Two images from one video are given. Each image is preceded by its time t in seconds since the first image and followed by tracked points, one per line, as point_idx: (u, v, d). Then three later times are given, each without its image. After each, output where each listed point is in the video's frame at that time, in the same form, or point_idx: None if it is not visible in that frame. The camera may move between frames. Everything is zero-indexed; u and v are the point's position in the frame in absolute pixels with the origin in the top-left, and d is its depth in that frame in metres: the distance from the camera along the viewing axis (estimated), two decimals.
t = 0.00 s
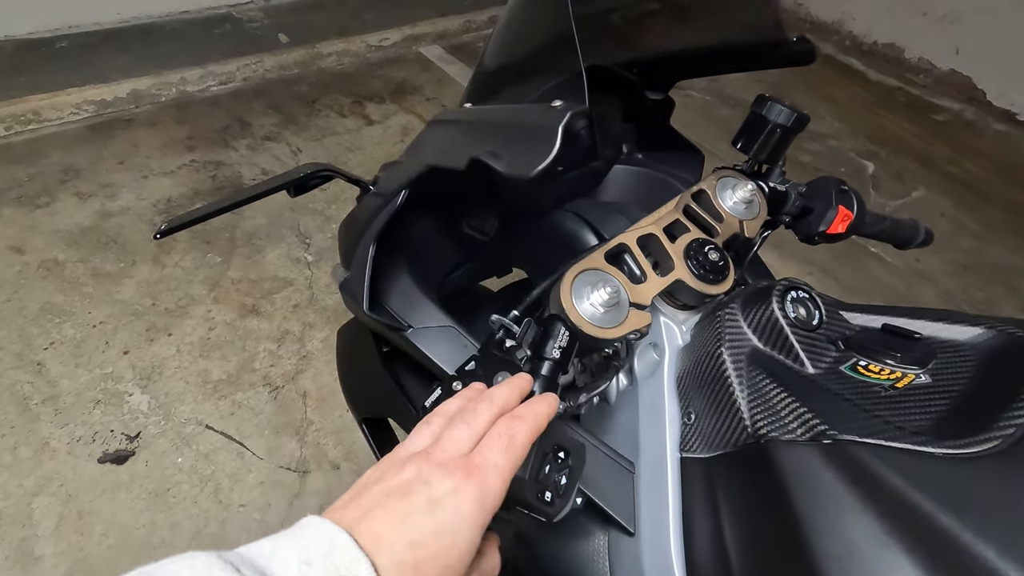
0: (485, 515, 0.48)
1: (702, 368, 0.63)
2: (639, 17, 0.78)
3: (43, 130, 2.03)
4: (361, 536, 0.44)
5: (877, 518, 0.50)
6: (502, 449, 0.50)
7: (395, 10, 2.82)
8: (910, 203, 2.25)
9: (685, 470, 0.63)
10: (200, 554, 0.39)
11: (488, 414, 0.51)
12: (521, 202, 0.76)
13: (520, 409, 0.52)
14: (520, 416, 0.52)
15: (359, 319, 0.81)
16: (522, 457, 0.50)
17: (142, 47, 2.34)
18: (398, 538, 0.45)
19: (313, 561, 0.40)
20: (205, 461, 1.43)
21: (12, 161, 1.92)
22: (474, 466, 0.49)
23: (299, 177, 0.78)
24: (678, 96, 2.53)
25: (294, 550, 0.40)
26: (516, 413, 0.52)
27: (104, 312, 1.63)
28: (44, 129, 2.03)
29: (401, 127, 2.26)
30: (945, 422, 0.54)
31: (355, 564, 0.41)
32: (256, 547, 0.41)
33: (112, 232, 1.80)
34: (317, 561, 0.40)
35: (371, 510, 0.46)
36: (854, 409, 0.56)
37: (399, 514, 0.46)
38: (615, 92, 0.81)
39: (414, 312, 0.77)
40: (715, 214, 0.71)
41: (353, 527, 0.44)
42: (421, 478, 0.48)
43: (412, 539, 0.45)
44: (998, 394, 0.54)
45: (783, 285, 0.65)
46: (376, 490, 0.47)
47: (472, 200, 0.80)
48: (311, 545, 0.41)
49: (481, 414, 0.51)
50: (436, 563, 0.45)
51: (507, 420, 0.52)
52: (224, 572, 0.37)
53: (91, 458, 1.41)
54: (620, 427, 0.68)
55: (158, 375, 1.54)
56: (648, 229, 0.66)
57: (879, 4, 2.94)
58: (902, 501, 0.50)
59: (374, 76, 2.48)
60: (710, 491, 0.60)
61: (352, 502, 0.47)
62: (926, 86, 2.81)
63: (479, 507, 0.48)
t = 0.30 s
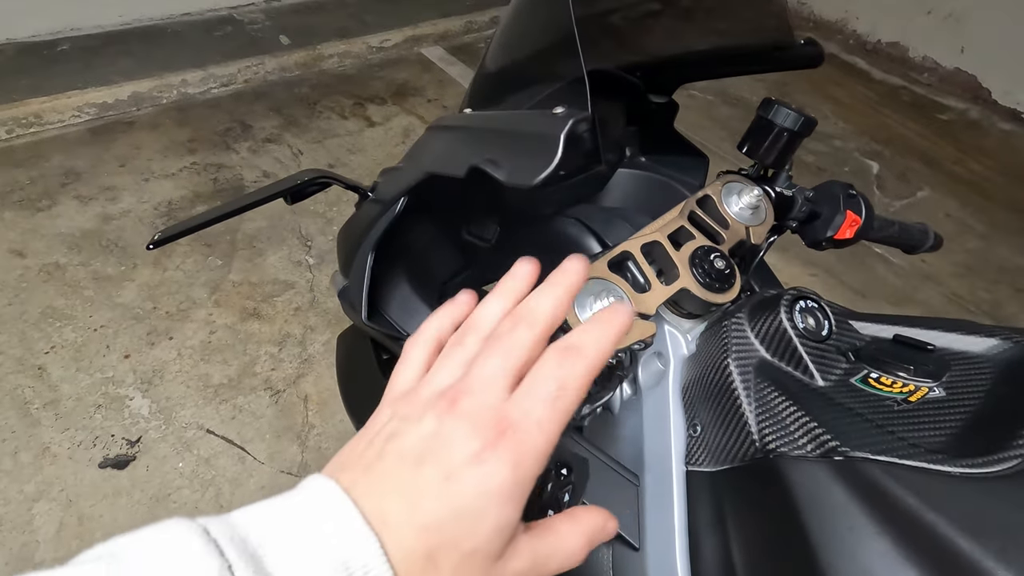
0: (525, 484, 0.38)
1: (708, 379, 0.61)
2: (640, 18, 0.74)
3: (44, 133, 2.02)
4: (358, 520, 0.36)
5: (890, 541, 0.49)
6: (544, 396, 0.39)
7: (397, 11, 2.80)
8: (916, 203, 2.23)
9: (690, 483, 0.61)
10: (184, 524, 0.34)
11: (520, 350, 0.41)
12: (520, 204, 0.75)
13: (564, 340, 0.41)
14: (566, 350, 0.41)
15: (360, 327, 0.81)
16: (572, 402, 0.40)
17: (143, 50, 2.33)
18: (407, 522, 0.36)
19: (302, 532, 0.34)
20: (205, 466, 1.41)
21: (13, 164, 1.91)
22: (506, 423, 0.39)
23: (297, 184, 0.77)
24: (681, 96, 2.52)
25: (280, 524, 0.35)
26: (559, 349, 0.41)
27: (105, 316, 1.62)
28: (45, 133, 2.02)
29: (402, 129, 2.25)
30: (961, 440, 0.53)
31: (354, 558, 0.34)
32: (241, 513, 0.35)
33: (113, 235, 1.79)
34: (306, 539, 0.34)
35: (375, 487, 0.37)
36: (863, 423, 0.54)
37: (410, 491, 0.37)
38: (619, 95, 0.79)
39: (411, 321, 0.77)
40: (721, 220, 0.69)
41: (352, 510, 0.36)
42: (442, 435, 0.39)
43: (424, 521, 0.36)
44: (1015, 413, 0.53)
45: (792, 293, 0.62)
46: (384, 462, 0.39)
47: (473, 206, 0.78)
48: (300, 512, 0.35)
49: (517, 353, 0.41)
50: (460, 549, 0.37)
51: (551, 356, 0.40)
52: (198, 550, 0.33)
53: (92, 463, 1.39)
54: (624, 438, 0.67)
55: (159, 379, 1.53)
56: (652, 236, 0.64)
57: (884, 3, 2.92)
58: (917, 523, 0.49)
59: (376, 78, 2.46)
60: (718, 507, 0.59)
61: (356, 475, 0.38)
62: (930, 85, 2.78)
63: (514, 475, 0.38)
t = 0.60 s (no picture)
0: (479, 418, 0.46)
1: (712, 379, 0.61)
2: (642, 18, 0.74)
3: (47, 132, 2.02)
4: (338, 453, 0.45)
5: (896, 543, 0.48)
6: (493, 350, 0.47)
7: (399, 11, 2.80)
8: (919, 203, 2.22)
9: (694, 485, 0.61)
10: (182, 491, 0.41)
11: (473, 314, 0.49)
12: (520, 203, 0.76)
13: (506, 303, 0.49)
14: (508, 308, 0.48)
15: (361, 328, 0.80)
16: (505, 343, 0.48)
17: (145, 50, 2.33)
18: (380, 448, 0.45)
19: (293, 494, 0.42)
20: (207, 465, 1.41)
21: (16, 164, 1.92)
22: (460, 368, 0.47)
23: (298, 183, 0.77)
24: (684, 96, 2.51)
25: (276, 486, 0.42)
26: (501, 308, 0.49)
27: (107, 316, 1.62)
28: (47, 132, 2.02)
29: (404, 129, 2.24)
30: (968, 439, 0.52)
31: (336, 488, 0.43)
32: (235, 483, 0.43)
33: (116, 235, 1.79)
34: (300, 492, 0.42)
35: (361, 424, 0.47)
36: (868, 423, 0.54)
37: (383, 426, 0.46)
38: (621, 96, 0.78)
39: (415, 320, 0.76)
40: (725, 219, 0.69)
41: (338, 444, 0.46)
42: (408, 394, 0.48)
43: (393, 447, 0.45)
44: None
45: (796, 293, 0.62)
46: (370, 409, 0.49)
47: (475, 204, 0.78)
48: (289, 479, 0.43)
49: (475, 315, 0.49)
50: (423, 471, 0.45)
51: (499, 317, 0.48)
52: (203, 510, 0.40)
53: (94, 462, 1.39)
54: (627, 439, 0.66)
55: (161, 378, 1.53)
56: (656, 235, 0.64)
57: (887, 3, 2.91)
58: (925, 525, 0.48)
59: (378, 78, 2.46)
60: (721, 508, 0.59)
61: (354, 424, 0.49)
62: (934, 85, 2.78)
63: (466, 409, 0.46)
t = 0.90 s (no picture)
0: (468, 464, 0.47)
1: (705, 380, 0.61)
2: (642, 17, 0.75)
3: (47, 132, 2.02)
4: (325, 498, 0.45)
5: (886, 544, 0.48)
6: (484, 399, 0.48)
7: (400, 11, 2.80)
8: (919, 203, 2.22)
9: (687, 487, 0.61)
10: (173, 528, 0.40)
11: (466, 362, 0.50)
12: (516, 207, 0.75)
13: (496, 352, 0.50)
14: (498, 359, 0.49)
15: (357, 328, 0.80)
16: (499, 392, 0.49)
17: (146, 50, 2.33)
18: (370, 491, 0.45)
19: (282, 532, 0.41)
20: (206, 465, 1.41)
21: (17, 164, 1.92)
22: (452, 414, 0.48)
23: (293, 183, 0.77)
24: (683, 96, 2.51)
25: (267, 525, 0.41)
26: (492, 358, 0.49)
27: (107, 315, 1.62)
28: (48, 132, 2.02)
29: (404, 129, 2.24)
30: (959, 441, 0.52)
31: (326, 530, 0.42)
32: (225, 523, 0.42)
33: (115, 234, 1.79)
34: (291, 530, 0.41)
35: (349, 466, 0.47)
36: (860, 425, 0.54)
37: (372, 467, 0.47)
38: (615, 94, 0.78)
39: (410, 321, 0.75)
40: (720, 220, 0.69)
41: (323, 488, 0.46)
42: (400, 435, 0.48)
43: (383, 490, 0.45)
44: (1015, 415, 0.52)
45: (790, 293, 0.62)
46: (359, 448, 0.49)
47: (470, 206, 0.79)
48: (280, 519, 0.42)
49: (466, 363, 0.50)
50: (414, 515, 0.45)
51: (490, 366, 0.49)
52: (193, 548, 0.38)
53: (93, 462, 1.40)
54: (621, 440, 0.65)
55: (160, 378, 1.53)
56: (650, 235, 0.64)
57: (888, 2, 2.91)
58: (914, 526, 0.48)
59: (378, 77, 2.46)
60: (714, 509, 0.59)
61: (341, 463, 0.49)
62: (935, 84, 2.77)
63: (457, 456, 0.47)
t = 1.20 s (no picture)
0: (492, 492, 0.46)
1: (703, 368, 0.62)
2: (642, 18, 0.77)
3: (51, 132, 2.04)
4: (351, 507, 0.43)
5: (878, 522, 0.49)
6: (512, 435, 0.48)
7: (400, 12, 2.82)
8: (918, 203, 2.23)
9: (685, 473, 0.62)
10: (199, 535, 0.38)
11: (494, 401, 0.50)
12: (518, 204, 0.77)
13: (525, 395, 0.51)
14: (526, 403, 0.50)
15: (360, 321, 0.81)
16: (523, 432, 0.49)
17: (148, 50, 2.35)
18: (394, 508, 0.44)
19: (309, 540, 0.39)
20: (208, 461, 1.43)
21: (20, 163, 1.93)
22: (479, 440, 0.47)
23: (298, 177, 0.78)
24: (683, 96, 2.53)
25: (293, 532, 0.39)
26: (521, 399, 0.50)
27: (110, 313, 1.64)
28: (51, 132, 2.04)
29: (405, 129, 2.26)
30: (949, 425, 0.54)
31: (351, 538, 0.40)
32: (251, 529, 0.40)
33: (118, 233, 1.80)
34: (315, 538, 0.39)
35: (372, 483, 0.45)
36: (854, 410, 0.56)
37: (397, 486, 0.45)
38: (616, 92, 0.80)
39: (413, 313, 0.76)
40: (718, 214, 0.70)
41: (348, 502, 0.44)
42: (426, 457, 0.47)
43: (408, 508, 0.44)
44: (1003, 398, 0.53)
45: (785, 285, 0.64)
46: (380, 469, 0.47)
47: (472, 201, 0.81)
48: (308, 523, 0.40)
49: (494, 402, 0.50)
50: (437, 535, 0.43)
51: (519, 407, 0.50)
52: (223, 554, 0.36)
53: (96, 458, 1.41)
54: (621, 429, 0.67)
55: (162, 376, 1.54)
56: (649, 229, 0.65)
57: (887, 3, 2.92)
58: (905, 505, 0.49)
59: (379, 78, 2.48)
60: (711, 493, 0.60)
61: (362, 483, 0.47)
62: (934, 85, 2.79)
63: (484, 479, 0.46)
